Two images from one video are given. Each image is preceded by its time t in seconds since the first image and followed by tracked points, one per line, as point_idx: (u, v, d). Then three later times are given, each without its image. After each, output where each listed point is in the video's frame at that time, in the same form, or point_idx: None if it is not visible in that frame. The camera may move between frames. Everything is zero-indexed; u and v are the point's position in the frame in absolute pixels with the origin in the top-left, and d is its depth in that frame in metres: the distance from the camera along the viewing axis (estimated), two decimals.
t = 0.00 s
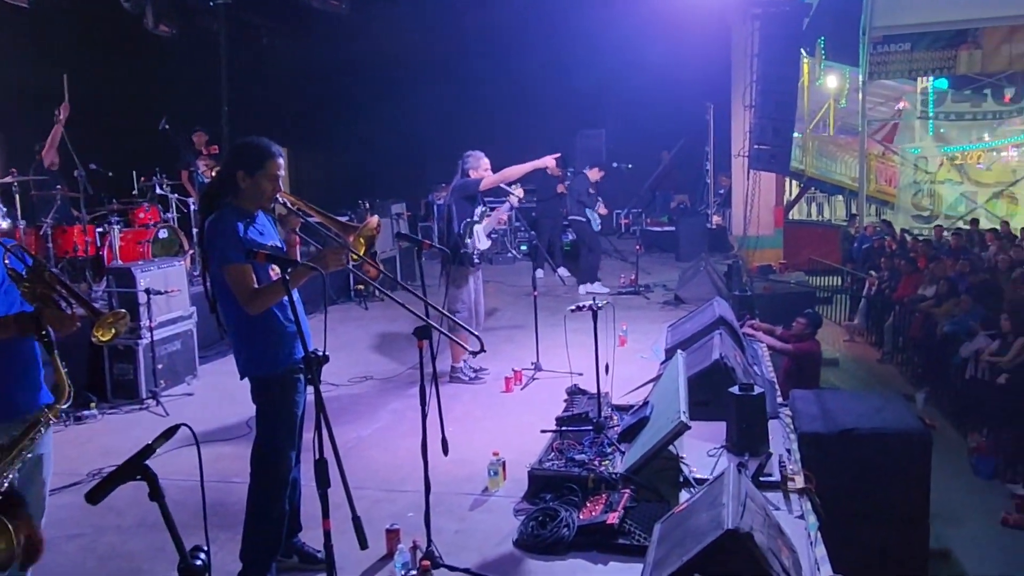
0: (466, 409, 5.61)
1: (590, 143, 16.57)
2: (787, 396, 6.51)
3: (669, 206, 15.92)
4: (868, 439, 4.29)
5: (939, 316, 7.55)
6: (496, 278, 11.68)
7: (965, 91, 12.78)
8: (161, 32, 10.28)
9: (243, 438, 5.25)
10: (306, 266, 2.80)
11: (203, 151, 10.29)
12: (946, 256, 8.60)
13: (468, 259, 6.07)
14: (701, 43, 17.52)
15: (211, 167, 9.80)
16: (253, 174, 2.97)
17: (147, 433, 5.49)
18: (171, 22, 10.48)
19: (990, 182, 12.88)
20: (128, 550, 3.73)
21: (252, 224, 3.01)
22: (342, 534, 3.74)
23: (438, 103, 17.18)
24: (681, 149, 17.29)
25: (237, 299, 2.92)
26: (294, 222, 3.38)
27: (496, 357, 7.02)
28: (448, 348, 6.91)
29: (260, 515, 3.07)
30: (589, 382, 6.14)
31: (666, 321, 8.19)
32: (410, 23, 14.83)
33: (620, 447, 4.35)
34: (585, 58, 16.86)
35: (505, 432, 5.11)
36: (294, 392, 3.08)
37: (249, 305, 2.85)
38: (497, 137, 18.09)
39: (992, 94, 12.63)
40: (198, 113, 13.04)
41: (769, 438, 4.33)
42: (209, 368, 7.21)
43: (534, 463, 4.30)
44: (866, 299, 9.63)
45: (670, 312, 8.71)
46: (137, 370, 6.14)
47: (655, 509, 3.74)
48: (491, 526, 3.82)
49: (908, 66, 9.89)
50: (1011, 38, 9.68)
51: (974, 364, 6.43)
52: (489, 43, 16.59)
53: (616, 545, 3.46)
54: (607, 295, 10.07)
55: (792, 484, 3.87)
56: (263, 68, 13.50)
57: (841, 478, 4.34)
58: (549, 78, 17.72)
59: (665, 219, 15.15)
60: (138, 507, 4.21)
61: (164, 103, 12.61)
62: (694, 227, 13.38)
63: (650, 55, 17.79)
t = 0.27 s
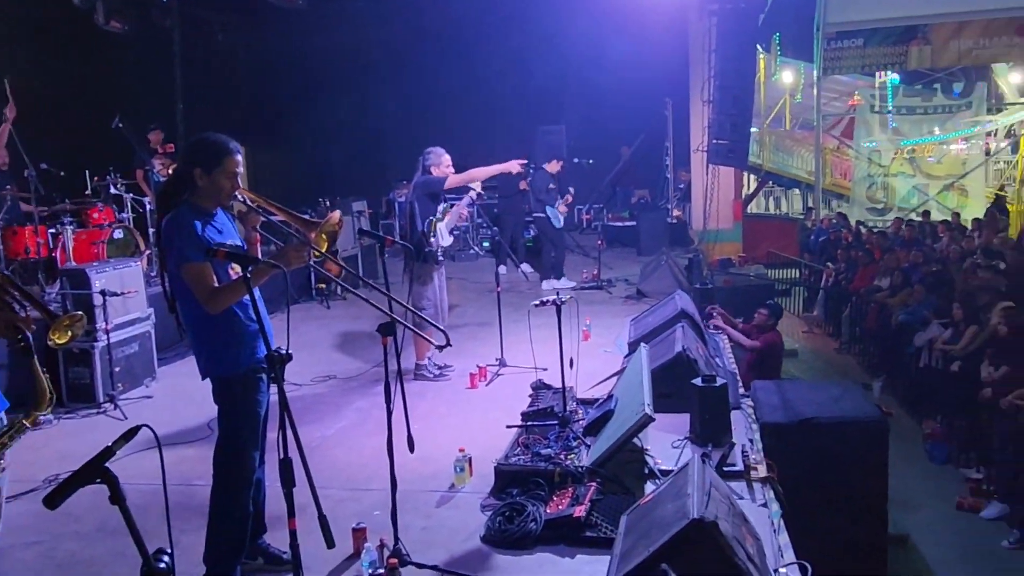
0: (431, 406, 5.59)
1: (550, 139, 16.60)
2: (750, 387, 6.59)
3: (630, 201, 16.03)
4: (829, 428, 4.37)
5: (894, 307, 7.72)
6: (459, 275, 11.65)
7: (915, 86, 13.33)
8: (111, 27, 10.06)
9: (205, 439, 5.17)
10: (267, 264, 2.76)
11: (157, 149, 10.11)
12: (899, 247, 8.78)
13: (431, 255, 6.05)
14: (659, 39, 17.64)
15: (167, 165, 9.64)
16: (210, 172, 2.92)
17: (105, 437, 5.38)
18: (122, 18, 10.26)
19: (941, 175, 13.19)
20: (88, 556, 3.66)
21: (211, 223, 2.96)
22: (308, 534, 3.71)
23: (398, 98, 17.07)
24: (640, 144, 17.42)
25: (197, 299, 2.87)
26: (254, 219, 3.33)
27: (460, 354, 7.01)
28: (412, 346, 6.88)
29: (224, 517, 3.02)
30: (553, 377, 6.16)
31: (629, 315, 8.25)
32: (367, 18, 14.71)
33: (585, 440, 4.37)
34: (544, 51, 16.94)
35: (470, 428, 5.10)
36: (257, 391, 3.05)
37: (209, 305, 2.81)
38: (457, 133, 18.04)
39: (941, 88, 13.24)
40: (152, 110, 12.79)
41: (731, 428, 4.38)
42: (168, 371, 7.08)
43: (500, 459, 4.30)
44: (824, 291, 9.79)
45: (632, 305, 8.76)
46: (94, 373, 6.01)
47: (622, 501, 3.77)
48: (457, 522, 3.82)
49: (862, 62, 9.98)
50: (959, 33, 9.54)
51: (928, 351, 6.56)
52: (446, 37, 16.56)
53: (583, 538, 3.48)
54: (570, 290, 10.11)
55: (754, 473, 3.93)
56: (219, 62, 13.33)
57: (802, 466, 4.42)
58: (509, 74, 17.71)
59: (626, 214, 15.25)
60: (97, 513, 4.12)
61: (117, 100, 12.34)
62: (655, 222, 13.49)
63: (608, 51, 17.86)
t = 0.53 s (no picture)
0: (383, 406, 5.55)
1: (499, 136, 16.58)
2: (699, 379, 6.69)
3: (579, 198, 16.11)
4: (775, 419, 4.45)
5: (836, 298, 7.90)
6: (408, 274, 11.58)
7: (853, 81, 13.66)
8: (43, 24, 9.73)
9: (150, 447, 5.04)
10: (212, 265, 2.70)
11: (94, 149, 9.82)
12: (840, 239, 9.00)
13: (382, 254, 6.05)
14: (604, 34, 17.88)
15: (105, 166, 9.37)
16: (150, 171, 2.84)
17: (44, 448, 5.20)
18: (54, 14, 9.93)
19: (879, 169, 13.79)
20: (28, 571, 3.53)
21: (152, 224, 2.88)
22: (258, 541, 3.64)
23: (345, 95, 16.90)
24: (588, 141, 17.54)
25: (139, 303, 2.80)
26: (197, 219, 3.26)
27: (411, 353, 6.96)
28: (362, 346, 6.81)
29: (171, 525, 2.94)
30: (505, 374, 6.16)
31: (579, 311, 8.29)
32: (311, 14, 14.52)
33: (538, 437, 4.37)
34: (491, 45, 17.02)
35: (423, 428, 5.07)
36: (204, 396, 2.98)
37: (152, 308, 2.74)
38: (405, 131, 17.92)
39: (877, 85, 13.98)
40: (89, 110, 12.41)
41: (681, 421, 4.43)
42: (110, 377, 6.89)
43: (453, 458, 4.28)
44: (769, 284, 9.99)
45: (582, 301, 8.82)
46: (31, 382, 5.81)
47: (575, 496, 3.78)
48: (412, 523, 3.79)
49: (802, 59, 10.11)
50: (894, 31, 9.78)
51: (870, 341, 6.76)
52: (393, 33, 16.45)
53: (537, 535, 3.48)
54: (520, 287, 10.13)
55: (705, 464, 3.98)
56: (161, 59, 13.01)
57: (750, 456, 4.50)
58: (456, 71, 17.66)
59: (575, 210, 15.32)
60: (37, 527, 3.98)
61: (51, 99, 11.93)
62: (603, 218, 13.59)
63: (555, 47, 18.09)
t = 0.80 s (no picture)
0: (305, 411, 5.43)
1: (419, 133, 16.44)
2: (623, 372, 6.78)
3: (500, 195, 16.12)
4: (696, 409, 4.54)
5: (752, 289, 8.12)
6: (329, 276, 11.38)
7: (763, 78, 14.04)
8: None
9: (58, 463, 4.81)
10: (117, 270, 2.59)
11: None
12: (754, 231, 9.24)
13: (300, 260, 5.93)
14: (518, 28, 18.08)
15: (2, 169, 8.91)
16: (47, 174, 2.71)
17: None
18: None
19: (790, 163, 14.30)
20: None
21: (52, 229, 2.74)
22: (176, 555, 3.52)
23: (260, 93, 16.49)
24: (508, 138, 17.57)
25: (39, 311, 2.66)
26: (101, 222, 3.12)
27: (333, 355, 6.84)
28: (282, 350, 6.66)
29: (79, 545, 2.80)
30: (430, 374, 6.11)
31: (503, 308, 8.29)
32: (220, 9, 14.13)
33: (464, 436, 4.35)
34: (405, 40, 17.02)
35: (347, 432, 4.99)
36: (113, 407, 2.85)
37: (55, 317, 2.61)
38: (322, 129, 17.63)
39: (786, 81, 14.48)
40: None
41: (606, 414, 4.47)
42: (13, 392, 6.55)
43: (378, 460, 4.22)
44: (688, 276, 10.20)
45: (506, 298, 8.84)
46: None
47: (502, 494, 3.77)
48: (336, 529, 3.72)
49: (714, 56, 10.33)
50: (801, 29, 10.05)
51: (785, 330, 6.97)
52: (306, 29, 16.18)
53: (464, 535, 3.46)
54: (444, 286, 10.07)
55: (629, 456, 4.02)
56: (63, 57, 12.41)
57: (673, 444, 4.58)
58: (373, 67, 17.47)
59: (497, 208, 15.33)
60: None
61: None
62: (525, 215, 13.64)
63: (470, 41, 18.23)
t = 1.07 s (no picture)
0: (214, 424, 5.27)
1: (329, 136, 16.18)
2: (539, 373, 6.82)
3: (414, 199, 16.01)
4: (610, 407, 4.60)
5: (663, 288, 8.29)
6: (238, 284, 11.06)
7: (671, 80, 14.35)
8: None
9: None
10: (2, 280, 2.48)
11: None
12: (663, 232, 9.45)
13: (204, 271, 5.74)
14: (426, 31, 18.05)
15: None
16: None
17: None
18: None
19: (698, 164, 14.60)
20: None
21: None
22: None
23: (161, 96, 15.95)
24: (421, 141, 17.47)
25: None
26: None
27: (243, 366, 6.65)
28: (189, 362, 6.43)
29: None
30: (344, 382, 6.01)
31: (418, 313, 8.23)
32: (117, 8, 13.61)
33: (379, 444, 4.29)
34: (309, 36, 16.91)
35: (259, 444, 4.86)
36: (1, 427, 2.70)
37: None
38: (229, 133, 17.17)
39: (692, 85, 14.71)
40: None
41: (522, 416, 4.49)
42: None
43: (291, 473, 4.13)
44: (601, 277, 10.35)
45: (421, 303, 8.78)
46: None
47: (418, 500, 3.73)
48: (248, 545, 3.61)
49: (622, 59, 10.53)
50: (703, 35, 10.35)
51: (695, 327, 7.15)
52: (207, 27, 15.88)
53: (380, 544, 3.41)
54: (357, 292, 9.93)
55: (545, 458, 4.04)
56: None
57: (589, 445, 4.63)
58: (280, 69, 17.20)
59: (411, 212, 15.22)
60: None
61: None
62: (439, 218, 13.58)
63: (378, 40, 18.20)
